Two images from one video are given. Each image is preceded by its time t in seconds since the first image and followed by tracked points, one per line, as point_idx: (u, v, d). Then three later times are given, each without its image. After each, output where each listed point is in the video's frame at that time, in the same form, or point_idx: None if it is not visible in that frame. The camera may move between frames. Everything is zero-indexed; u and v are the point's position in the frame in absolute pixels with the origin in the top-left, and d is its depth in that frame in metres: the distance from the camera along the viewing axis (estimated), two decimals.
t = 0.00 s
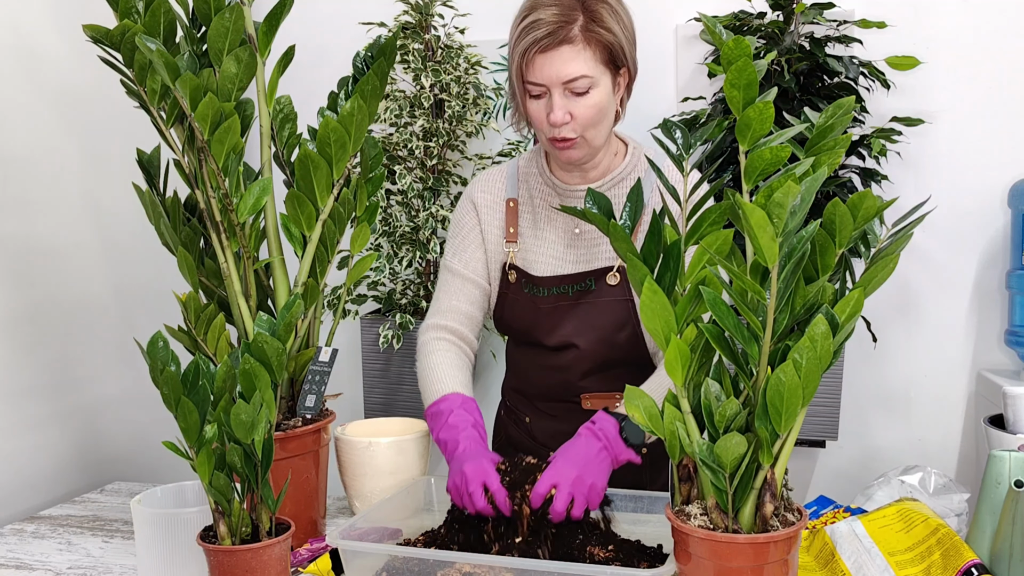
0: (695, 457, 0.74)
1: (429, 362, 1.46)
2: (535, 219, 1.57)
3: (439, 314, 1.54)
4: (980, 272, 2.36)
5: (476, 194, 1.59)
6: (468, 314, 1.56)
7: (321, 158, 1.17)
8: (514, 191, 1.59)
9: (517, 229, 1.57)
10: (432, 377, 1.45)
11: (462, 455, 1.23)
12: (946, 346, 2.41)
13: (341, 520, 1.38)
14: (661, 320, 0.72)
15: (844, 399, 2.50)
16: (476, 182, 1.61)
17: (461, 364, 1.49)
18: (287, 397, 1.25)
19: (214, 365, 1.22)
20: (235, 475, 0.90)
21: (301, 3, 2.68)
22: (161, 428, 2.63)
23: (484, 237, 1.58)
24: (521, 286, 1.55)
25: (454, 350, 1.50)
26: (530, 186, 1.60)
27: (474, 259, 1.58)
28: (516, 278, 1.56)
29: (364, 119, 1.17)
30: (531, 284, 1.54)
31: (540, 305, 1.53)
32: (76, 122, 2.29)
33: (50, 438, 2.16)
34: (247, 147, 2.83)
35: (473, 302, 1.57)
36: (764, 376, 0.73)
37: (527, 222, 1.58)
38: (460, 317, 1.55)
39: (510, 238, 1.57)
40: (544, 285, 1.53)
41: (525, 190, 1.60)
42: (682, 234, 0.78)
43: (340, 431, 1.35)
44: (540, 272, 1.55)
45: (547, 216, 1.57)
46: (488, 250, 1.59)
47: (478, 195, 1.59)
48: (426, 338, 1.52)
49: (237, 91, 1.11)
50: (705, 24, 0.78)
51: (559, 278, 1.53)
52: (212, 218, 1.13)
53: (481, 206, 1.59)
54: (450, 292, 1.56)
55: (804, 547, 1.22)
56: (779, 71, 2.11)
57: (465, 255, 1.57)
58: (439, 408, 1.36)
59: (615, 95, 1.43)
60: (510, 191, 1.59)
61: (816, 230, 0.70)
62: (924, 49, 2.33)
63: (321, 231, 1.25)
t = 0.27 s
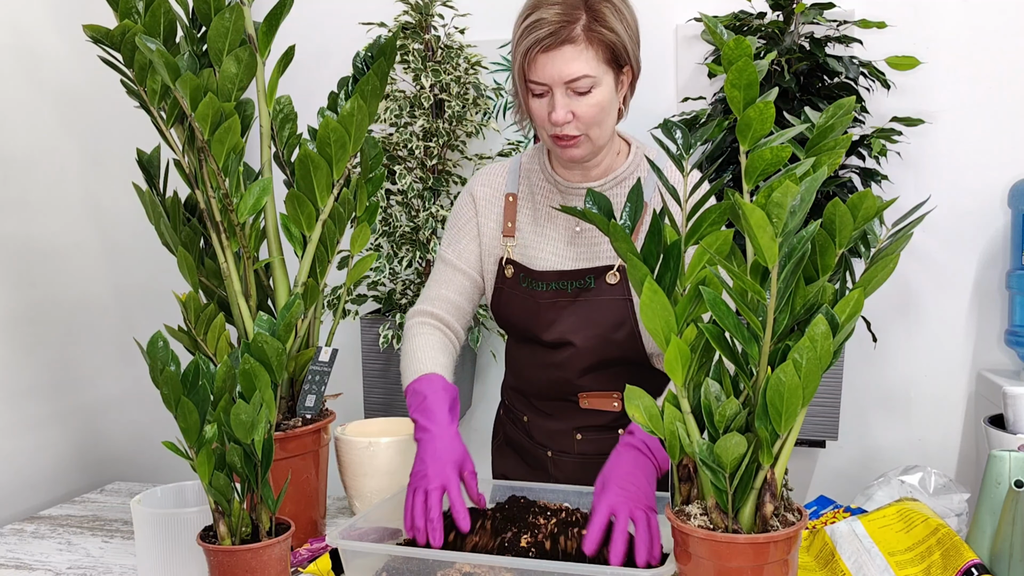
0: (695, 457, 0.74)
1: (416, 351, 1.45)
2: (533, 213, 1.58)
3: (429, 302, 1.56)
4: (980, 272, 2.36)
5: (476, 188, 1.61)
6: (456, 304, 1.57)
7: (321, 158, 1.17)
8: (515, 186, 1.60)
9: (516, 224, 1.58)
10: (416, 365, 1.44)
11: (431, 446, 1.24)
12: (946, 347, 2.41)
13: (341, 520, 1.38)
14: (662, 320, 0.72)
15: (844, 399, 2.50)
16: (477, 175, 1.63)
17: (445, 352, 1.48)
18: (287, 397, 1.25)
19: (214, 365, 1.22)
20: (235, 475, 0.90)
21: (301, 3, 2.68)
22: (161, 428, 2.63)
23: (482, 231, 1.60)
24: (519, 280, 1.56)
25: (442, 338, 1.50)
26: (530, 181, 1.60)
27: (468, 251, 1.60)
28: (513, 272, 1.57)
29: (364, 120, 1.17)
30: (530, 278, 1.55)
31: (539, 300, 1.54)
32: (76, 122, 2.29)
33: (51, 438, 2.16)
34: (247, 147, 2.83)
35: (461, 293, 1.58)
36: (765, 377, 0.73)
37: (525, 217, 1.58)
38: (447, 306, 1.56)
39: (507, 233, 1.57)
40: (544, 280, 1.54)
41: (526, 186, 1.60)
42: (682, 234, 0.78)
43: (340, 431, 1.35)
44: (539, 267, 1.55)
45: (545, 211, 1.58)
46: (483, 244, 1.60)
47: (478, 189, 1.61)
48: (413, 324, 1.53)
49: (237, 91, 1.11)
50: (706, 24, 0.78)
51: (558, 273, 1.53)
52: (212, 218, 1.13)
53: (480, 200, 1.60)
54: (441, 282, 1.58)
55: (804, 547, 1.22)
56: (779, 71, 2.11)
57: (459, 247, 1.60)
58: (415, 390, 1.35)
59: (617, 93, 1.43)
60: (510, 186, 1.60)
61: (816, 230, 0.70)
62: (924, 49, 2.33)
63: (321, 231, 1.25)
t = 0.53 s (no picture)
0: (695, 457, 0.74)
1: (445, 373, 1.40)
2: (539, 227, 1.57)
3: (461, 324, 1.47)
4: (980, 272, 2.36)
5: (478, 201, 1.58)
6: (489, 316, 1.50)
7: (321, 158, 1.17)
8: (517, 198, 1.57)
9: (522, 235, 1.56)
10: (443, 391, 1.37)
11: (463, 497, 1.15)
12: (946, 347, 2.41)
13: (341, 520, 1.38)
14: (661, 320, 0.72)
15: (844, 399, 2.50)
16: (478, 188, 1.60)
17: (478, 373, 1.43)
18: (287, 397, 1.25)
19: (214, 365, 1.22)
20: (235, 475, 0.90)
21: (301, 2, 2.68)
22: (161, 428, 2.63)
23: (492, 242, 1.56)
24: (524, 297, 1.57)
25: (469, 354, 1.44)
26: (532, 193, 1.58)
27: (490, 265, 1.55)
28: (520, 285, 1.57)
29: (364, 119, 1.17)
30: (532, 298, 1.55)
31: (541, 320, 1.54)
32: (76, 122, 2.29)
33: (51, 438, 2.16)
34: (247, 147, 2.84)
35: (490, 304, 1.51)
36: (764, 377, 0.73)
37: (530, 228, 1.57)
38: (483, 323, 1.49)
39: (516, 245, 1.55)
40: (546, 301, 1.54)
41: (528, 197, 1.58)
42: (681, 234, 0.78)
43: (340, 431, 1.35)
44: (541, 287, 1.55)
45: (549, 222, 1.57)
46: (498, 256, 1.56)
47: (481, 201, 1.58)
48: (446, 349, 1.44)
49: (236, 92, 1.11)
50: (705, 24, 0.78)
51: (558, 294, 1.53)
52: (212, 218, 1.13)
53: (485, 212, 1.57)
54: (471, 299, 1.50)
55: (804, 547, 1.22)
56: (779, 71, 2.11)
57: (477, 259, 1.53)
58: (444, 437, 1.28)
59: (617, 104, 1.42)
60: (511, 198, 1.57)
61: (816, 230, 0.70)
62: (924, 49, 2.33)
63: (321, 231, 1.25)
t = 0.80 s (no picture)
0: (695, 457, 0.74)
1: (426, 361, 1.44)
2: (539, 223, 1.58)
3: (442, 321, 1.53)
4: (980, 272, 2.36)
5: (480, 197, 1.60)
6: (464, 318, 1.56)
7: (321, 158, 1.17)
8: (520, 193, 1.59)
9: (523, 232, 1.58)
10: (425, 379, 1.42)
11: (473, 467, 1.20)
12: (946, 347, 2.41)
13: (341, 520, 1.38)
14: (660, 321, 0.72)
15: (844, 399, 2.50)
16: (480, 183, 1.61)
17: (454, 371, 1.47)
18: (287, 397, 1.25)
19: (214, 365, 1.22)
20: (234, 475, 0.90)
21: (301, 2, 2.68)
22: (161, 428, 2.63)
23: (489, 240, 1.59)
24: (527, 289, 1.56)
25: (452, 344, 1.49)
26: (535, 188, 1.60)
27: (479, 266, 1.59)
28: (521, 280, 1.57)
29: (364, 119, 1.17)
30: (537, 288, 1.55)
31: (546, 310, 1.54)
32: (77, 122, 2.29)
33: (51, 438, 2.16)
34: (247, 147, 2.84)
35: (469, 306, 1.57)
36: (763, 376, 0.73)
37: (532, 224, 1.58)
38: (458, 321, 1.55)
39: (515, 242, 1.57)
40: (553, 290, 1.54)
41: (530, 192, 1.60)
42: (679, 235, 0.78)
43: (340, 431, 1.35)
44: (546, 277, 1.55)
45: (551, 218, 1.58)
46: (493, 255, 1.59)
47: (483, 198, 1.59)
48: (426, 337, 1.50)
49: (236, 91, 1.11)
50: (701, 23, 0.77)
51: (565, 283, 1.53)
52: (212, 218, 1.13)
53: (485, 209, 1.59)
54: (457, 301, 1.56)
55: (804, 547, 1.22)
56: (779, 71, 2.11)
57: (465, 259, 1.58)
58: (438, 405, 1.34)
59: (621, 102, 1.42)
60: (515, 194, 1.59)
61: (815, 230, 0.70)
62: (924, 49, 2.33)
63: (321, 231, 1.25)
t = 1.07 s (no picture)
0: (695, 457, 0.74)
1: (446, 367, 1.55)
2: (536, 213, 1.58)
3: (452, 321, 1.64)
4: (980, 272, 2.36)
5: (480, 191, 1.61)
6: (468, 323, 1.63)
7: (321, 158, 1.17)
8: (518, 184, 1.60)
9: (519, 222, 1.58)
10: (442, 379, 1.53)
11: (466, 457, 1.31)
12: (946, 347, 2.41)
13: (341, 520, 1.38)
14: (660, 321, 0.72)
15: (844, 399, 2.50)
16: (480, 177, 1.63)
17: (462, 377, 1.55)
18: (287, 397, 1.25)
19: (214, 365, 1.22)
20: (235, 475, 0.90)
21: (301, 3, 2.68)
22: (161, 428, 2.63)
23: (486, 234, 1.60)
24: (524, 279, 1.56)
25: (463, 348, 1.59)
26: (533, 180, 1.61)
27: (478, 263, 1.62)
28: (517, 272, 1.56)
29: (364, 119, 1.17)
30: (535, 277, 1.54)
31: (545, 298, 1.53)
32: (77, 122, 2.29)
33: (51, 438, 2.16)
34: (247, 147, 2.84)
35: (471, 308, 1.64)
36: (764, 376, 0.73)
37: (529, 215, 1.58)
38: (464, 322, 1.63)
39: (510, 231, 1.57)
40: (550, 278, 1.53)
41: (529, 183, 1.60)
42: (680, 235, 0.78)
43: (340, 431, 1.35)
44: (544, 266, 1.55)
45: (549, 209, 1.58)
46: (489, 248, 1.60)
47: (482, 192, 1.61)
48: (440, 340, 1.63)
49: (237, 91, 1.11)
50: (704, 24, 0.77)
51: (564, 272, 1.53)
52: (212, 218, 1.13)
53: (484, 202, 1.61)
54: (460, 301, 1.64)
55: (804, 547, 1.22)
56: (778, 71, 2.11)
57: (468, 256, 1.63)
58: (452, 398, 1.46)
59: (621, 100, 1.42)
60: (512, 184, 1.60)
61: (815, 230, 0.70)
62: (924, 49, 2.33)
63: (321, 231, 1.25)
